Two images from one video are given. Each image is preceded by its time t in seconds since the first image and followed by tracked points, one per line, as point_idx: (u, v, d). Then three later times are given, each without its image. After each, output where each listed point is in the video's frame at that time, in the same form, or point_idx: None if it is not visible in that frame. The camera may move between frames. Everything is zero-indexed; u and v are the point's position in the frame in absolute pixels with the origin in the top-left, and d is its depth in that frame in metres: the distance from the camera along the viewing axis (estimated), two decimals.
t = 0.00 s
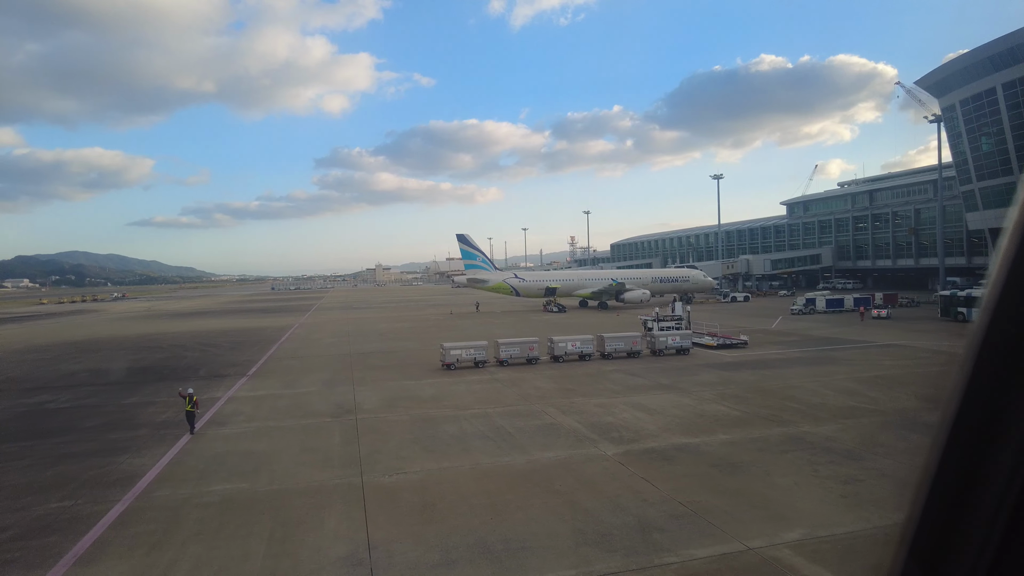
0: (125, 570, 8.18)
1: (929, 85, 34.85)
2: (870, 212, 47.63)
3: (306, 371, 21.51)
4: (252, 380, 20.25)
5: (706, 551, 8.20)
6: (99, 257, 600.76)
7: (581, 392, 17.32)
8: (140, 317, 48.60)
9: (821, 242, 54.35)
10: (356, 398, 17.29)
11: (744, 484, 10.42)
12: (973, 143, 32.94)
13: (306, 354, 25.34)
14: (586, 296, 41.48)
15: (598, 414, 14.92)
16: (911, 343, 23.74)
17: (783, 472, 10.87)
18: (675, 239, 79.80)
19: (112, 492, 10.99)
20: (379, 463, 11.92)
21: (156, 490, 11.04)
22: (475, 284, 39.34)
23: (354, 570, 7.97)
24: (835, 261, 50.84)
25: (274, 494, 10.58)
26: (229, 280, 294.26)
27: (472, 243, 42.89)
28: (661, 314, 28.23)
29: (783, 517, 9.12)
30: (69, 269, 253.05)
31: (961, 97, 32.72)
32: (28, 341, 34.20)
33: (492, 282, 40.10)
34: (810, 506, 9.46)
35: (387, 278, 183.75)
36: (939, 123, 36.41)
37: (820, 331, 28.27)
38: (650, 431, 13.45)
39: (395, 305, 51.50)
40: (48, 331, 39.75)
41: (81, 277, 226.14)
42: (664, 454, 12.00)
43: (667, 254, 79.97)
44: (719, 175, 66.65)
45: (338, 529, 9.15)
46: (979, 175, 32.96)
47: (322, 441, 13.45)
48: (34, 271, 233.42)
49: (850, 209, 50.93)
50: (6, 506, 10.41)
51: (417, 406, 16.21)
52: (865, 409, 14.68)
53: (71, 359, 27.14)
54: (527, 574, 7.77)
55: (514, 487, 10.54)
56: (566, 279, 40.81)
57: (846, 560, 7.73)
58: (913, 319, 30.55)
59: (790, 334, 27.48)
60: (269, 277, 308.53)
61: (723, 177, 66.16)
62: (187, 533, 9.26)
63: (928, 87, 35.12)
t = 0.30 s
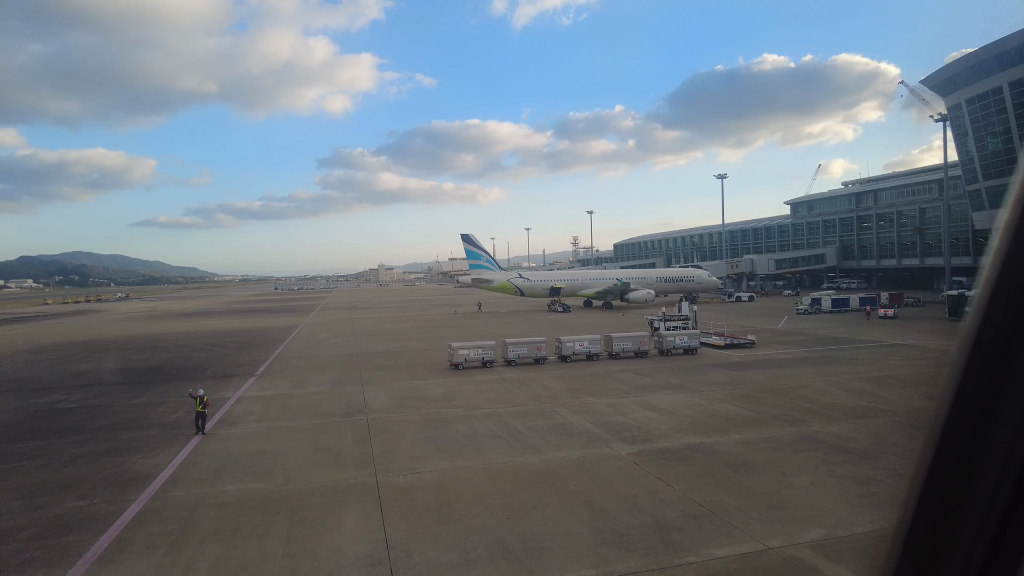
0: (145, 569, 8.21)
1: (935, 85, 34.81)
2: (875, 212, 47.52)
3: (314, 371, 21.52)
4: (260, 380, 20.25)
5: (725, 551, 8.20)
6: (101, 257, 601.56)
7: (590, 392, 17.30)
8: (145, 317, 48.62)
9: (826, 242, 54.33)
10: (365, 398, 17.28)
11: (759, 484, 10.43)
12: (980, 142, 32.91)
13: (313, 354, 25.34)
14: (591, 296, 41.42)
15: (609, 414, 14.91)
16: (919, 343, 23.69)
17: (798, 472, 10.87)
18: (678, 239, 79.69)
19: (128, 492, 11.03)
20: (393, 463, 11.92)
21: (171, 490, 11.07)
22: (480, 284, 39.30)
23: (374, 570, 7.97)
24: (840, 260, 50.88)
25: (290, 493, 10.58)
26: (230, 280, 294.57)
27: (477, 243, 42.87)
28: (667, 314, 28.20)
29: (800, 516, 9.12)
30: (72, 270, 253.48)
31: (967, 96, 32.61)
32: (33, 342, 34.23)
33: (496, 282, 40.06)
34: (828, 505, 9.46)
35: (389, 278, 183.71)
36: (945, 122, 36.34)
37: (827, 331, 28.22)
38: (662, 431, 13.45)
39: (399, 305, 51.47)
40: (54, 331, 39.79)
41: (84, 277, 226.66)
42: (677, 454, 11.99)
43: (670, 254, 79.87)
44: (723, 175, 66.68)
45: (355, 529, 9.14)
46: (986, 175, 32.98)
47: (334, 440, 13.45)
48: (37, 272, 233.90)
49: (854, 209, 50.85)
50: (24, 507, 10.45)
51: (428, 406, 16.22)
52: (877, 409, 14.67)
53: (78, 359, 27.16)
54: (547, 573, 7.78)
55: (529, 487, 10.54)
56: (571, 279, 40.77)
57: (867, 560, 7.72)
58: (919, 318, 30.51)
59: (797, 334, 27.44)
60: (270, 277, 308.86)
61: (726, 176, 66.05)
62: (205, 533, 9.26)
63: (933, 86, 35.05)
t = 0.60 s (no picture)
0: (166, 570, 8.22)
1: (944, 82, 34.62)
2: (882, 211, 47.32)
3: (323, 371, 21.53)
4: (270, 380, 20.26)
5: (748, 551, 8.18)
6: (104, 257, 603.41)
7: (602, 392, 17.28)
8: (151, 317, 48.70)
9: (831, 241, 54.23)
10: (377, 397, 17.29)
11: (778, 484, 10.41)
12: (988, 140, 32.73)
13: (321, 354, 25.36)
14: (597, 296, 41.39)
15: (622, 414, 14.91)
16: (929, 343, 23.63)
17: (816, 472, 10.85)
18: (683, 238, 79.57)
19: (145, 493, 11.04)
20: (408, 462, 11.92)
21: (187, 490, 11.09)
22: (486, 284, 39.30)
23: (396, 570, 7.96)
24: (846, 260, 50.88)
25: (307, 493, 10.58)
26: (233, 280, 295.12)
27: (482, 242, 42.86)
28: (675, 313, 28.19)
29: (821, 516, 9.10)
30: (77, 270, 254.43)
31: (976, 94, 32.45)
32: (42, 342, 34.32)
33: (502, 282, 40.06)
34: (848, 505, 9.43)
35: (393, 278, 183.84)
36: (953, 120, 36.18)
37: (835, 330, 28.16)
38: (676, 431, 13.43)
39: (404, 305, 51.46)
40: (61, 331, 39.87)
41: (88, 278, 227.36)
42: (693, 454, 11.96)
43: (675, 254, 79.79)
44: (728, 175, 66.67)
45: (375, 529, 9.13)
46: (995, 174, 32.89)
47: (348, 440, 13.46)
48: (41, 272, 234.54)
49: (860, 208, 50.72)
50: (41, 508, 10.48)
51: (440, 406, 16.22)
52: (890, 409, 14.65)
53: (87, 359, 27.22)
54: (570, 573, 7.77)
55: (546, 487, 10.52)
56: (577, 279, 40.76)
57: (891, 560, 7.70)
58: (928, 318, 30.42)
59: (805, 334, 27.38)
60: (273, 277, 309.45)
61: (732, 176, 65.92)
62: (224, 533, 9.27)
63: (942, 84, 34.87)
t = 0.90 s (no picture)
0: (188, 569, 8.24)
1: (952, 80, 34.41)
2: (888, 211, 46.98)
3: (332, 371, 21.52)
4: (280, 380, 20.26)
5: (770, 551, 8.16)
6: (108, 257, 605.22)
7: (613, 391, 17.24)
8: (158, 317, 48.75)
9: (837, 241, 54.01)
10: (388, 397, 17.28)
11: (796, 485, 10.36)
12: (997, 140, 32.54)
13: (330, 354, 25.35)
14: (603, 295, 41.30)
15: (635, 414, 14.88)
16: (939, 343, 23.54)
17: (834, 472, 10.80)
18: (688, 238, 79.36)
19: (161, 494, 11.06)
20: (423, 462, 11.92)
21: (204, 490, 11.10)
22: (492, 284, 39.26)
23: (418, 570, 7.94)
24: (852, 259, 50.82)
25: (324, 493, 10.57)
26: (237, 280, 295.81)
27: (488, 242, 42.82)
28: (683, 313, 28.12)
29: (842, 516, 9.06)
30: (81, 270, 255.16)
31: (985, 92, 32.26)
32: (50, 342, 34.39)
33: (509, 281, 40.01)
34: (868, 505, 9.39)
35: (397, 278, 183.94)
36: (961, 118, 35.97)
37: (845, 330, 28.05)
38: (690, 432, 13.40)
39: (410, 305, 51.46)
40: (68, 331, 39.93)
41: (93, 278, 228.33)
42: (708, 455, 11.92)
43: (680, 253, 79.63)
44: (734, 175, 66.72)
45: (394, 529, 9.11)
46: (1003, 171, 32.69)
47: (361, 440, 13.46)
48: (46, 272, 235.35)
49: (866, 208, 50.44)
50: (59, 508, 10.52)
51: (451, 406, 16.21)
52: (905, 409, 14.59)
53: (96, 359, 27.26)
54: (593, 573, 7.76)
55: (563, 487, 10.50)
56: (583, 279, 40.69)
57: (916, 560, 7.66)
58: (937, 318, 30.28)
59: (815, 333, 27.29)
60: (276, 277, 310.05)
61: (738, 176, 65.74)
62: (243, 533, 9.27)
63: (951, 82, 34.68)
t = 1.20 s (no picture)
0: (209, 568, 8.25)
1: (960, 79, 34.26)
2: (896, 210, 46.71)
3: (343, 371, 21.54)
4: (290, 380, 20.29)
5: (792, 551, 8.11)
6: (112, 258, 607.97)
7: (625, 391, 17.20)
8: (165, 317, 48.89)
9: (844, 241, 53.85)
10: (399, 397, 17.29)
11: (815, 484, 10.34)
12: (1006, 139, 32.33)
13: (339, 354, 25.37)
14: (610, 295, 41.25)
15: (648, 414, 14.87)
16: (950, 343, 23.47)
17: (852, 471, 10.77)
18: (694, 237, 79.20)
19: (178, 494, 11.07)
20: (439, 462, 11.93)
21: (221, 489, 11.14)
22: (499, 284, 39.24)
23: (440, 569, 7.94)
24: (860, 259, 50.65)
25: (342, 493, 10.57)
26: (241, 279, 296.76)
27: (495, 242, 42.80)
28: (692, 313, 28.07)
29: (864, 517, 9.02)
30: (86, 270, 256.13)
31: (994, 91, 32.08)
32: (60, 342, 34.55)
33: (516, 281, 40.01)
34: (890, 506, 9.35)
35: (402, 278, 184.22)
36: (969, 118, 35.80)
37: (854, 330, 27.99)
38: (705, 432, 13.37)
39: (416, 305, 51.45)
40: (76, 331, 40.04)
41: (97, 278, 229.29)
42: (725, 456, 11.90)
43: (685, 253, 79.55)
44: (741, 175, 66.99)
45: (413, 529, 9.11)
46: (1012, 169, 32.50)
47: (376, 440, 13.48)
48: (51, 273, 236.14)
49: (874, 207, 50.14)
50: (76, 509, 10.54)
51: (464, 406, 16.21)
52: (920, 409, 14.55)
53: (105, 359, 27.32)
54: (614, 573, 7.75)
55: (580, 487, 10.50)
56: (590, 279, 40.65)
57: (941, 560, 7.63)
58: (947, 318, 30.19)
59: (824, 333, 27.22)
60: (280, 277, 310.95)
61: (744, 175, 65.60)
62: (262, 532, 9.27)
63: (959, 82, 34.55)
